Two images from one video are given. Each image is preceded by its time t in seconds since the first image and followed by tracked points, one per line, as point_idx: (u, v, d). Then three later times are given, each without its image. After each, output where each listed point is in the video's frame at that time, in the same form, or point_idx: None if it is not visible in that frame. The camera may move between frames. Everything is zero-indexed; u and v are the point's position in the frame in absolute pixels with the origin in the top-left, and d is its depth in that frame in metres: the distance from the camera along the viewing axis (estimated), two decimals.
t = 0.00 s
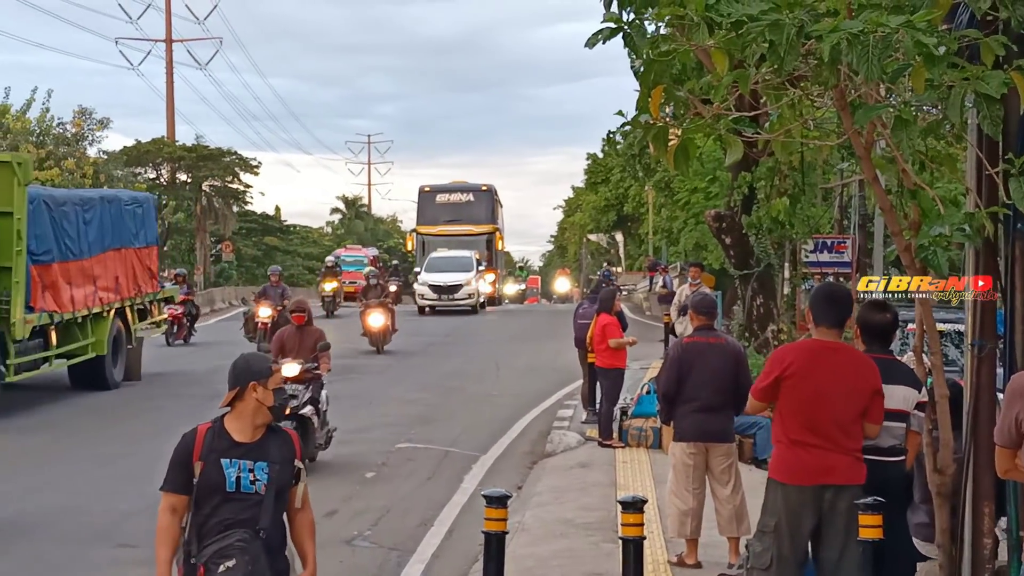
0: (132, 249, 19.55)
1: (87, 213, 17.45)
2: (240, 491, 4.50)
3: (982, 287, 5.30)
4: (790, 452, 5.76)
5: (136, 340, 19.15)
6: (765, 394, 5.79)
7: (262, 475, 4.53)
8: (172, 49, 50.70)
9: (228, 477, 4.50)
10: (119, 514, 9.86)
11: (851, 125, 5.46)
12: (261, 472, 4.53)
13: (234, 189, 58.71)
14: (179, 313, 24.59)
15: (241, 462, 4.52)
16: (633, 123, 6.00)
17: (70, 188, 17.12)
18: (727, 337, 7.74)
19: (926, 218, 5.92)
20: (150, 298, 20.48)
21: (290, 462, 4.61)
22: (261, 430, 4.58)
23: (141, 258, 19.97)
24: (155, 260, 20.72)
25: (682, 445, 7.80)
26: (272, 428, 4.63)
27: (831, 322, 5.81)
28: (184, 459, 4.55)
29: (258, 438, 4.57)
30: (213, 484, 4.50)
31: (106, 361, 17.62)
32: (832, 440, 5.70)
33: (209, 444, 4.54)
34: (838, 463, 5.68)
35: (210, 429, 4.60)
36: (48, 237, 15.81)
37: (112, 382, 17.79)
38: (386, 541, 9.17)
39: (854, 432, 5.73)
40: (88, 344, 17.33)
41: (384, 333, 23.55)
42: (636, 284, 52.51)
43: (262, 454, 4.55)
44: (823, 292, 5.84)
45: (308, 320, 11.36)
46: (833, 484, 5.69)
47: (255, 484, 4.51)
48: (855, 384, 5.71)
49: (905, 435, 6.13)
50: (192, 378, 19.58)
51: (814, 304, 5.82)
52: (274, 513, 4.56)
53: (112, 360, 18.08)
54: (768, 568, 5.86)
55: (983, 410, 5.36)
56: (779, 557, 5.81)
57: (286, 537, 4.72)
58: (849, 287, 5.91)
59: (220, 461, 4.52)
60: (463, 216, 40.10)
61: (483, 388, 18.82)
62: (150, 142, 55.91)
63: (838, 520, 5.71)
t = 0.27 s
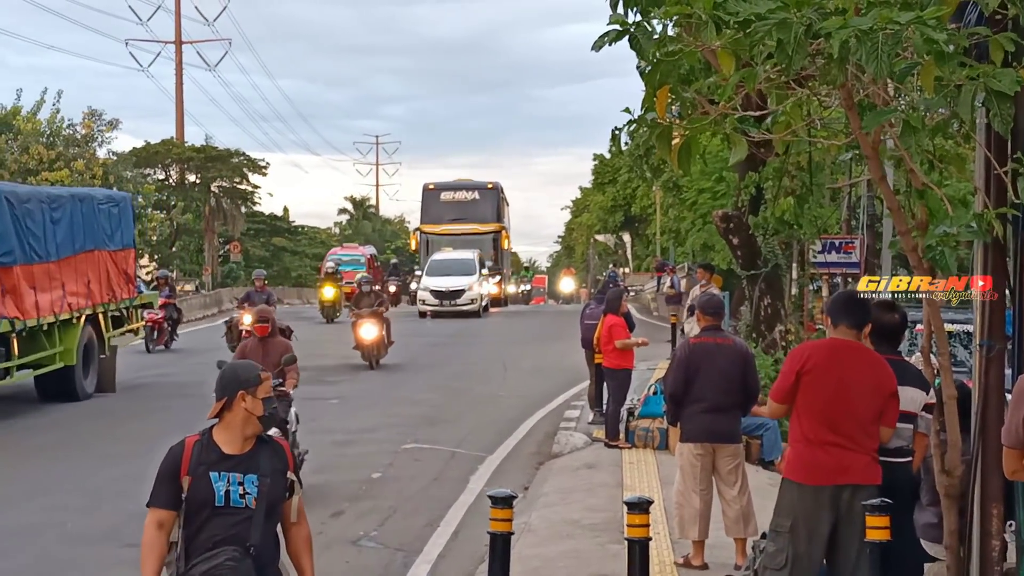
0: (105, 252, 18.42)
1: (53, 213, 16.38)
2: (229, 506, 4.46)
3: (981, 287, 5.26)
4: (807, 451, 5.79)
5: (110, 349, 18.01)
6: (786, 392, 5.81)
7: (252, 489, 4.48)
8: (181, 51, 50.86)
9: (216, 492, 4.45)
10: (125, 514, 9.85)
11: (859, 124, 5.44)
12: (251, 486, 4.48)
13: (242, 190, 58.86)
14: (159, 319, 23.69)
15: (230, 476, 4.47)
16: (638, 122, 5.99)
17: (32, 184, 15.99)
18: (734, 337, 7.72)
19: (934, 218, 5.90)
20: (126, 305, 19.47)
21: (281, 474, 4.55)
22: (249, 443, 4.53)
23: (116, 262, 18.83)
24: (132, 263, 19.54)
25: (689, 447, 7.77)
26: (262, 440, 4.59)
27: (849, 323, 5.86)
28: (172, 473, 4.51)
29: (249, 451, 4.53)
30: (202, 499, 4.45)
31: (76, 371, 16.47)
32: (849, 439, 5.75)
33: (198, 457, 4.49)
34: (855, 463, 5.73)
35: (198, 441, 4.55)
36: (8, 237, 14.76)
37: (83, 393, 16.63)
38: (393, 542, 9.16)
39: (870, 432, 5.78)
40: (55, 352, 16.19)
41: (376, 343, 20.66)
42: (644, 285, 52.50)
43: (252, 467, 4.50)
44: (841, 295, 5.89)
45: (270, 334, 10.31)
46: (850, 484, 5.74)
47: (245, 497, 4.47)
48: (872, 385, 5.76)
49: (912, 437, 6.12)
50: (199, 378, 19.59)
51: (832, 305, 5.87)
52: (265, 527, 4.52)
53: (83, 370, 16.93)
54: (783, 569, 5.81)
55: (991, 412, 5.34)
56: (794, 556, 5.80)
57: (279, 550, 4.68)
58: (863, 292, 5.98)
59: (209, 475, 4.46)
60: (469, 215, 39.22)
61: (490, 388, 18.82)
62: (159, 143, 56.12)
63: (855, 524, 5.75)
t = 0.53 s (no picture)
0: (75, 249, 16.76)
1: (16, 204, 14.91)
2: (220, 507, 4.36)
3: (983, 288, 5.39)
4: (815, 451, 5.84)
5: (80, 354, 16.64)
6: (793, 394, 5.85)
7: (243, 489, 4.38)
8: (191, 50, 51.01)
9: (207, 495, 4.37)
10: (135, 513, 9.88)
11: (867, 124, 5.44)
12: (243, 486, 4.38)
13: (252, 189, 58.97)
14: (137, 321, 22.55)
15: (221, 477, 4.38)
16: (647, 120, 5.99)
17: None
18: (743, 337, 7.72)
19: (942, 217, 5.91)
20: (98, 306, 17.89)
21: (275, 473, 4.45)
22: (240, 442, 4.43)
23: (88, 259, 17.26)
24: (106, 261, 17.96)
25: (698, 445, 7.78)
26: (255, 440, 4.49)
27: (855, 322, 5.90)
28: (163, 476, 4.44)
29: (240, 450, 4.42)
30: (194, 501, 4.37)
31: (40, 378, 15.11)
32: (858, 439, 5.79)
33: (188, 458, 4.41)
34: (862, 463, 5.78)
35: (189, 441, 4.47)
36: None
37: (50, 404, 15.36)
38: (402, 540, 9.18)
39: (877, 431, 5.83)
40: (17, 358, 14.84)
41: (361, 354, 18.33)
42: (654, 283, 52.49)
43: (244, 468, 4.40)
44: (847, 295, 5.93)
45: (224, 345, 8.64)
46: (858, 483, 5.79)
47: (236, 498, 4.37)
48: (881, 385, 5.80)
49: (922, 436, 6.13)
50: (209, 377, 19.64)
51: (839, 305, 5.91)
52: (260, 526, 4.42)
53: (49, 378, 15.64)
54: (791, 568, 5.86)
55: (1000, 411, 5.34)
56: (802, 556, 5.86)
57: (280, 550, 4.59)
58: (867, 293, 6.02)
59: (199, 476, 4.38)
60: (475, 211, 38.19)
61: (499, 387, 18.83)
62: (169, 142, 56.33)
63: (863, 524, 5.81)
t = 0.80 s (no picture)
0: (41, 252, 15.58)
1: None
2: (210, 521, 4.20)
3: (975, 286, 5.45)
4: (818, 455, 5.86)
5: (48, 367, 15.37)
6: (794, 398, 5.86)
7: (234, 501, 4.19)
8: (205, 51, 51.19)
9: (196, 508, 4.19)
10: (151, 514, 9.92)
11: (879, 123, 5.44)
12: (234, 499, 4.20)
13: (267, 190, 59.16)
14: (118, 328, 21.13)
15: (211, 490, 4.20)
16: (662, 120, 6.00)
17: None
18: (757, 336, 7.74)
19: (955, 217, 5.89)
20: (68, 313, 16.64)
21: (270, 484, 4.25)
22: (230, 452, 4.25)
23: (55, 264, 16.09)
24: (78, 265, 16.89)
25: (712, 446, 7.78)
26: (245, 450, 4.29)
27: (854, 322, 5.91)
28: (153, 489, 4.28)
29: (227, 462, 4.24)
30: (183, 513, 4.21)
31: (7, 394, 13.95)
32: (861, 442, 5.80)
33: (176, 470, 4.25)
34: (866, 464, 5.79)
35: (179, 454, 4.31)
36: None
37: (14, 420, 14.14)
38: (416, 541, 9.21)
39: (881, 431, 5.83)
40: None
41: (332, 369, 16.11)
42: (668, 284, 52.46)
43: (235, 479, 4.22)
44: (845, 294, 5.93)
45: (171, 359, 7.48)
46: (862, 484, 5.81)
47: (226, 511, 4.19)
48: (882, 387, 5.80)
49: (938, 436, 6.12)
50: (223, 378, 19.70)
51: (838, 305, 5.90)
52: (254, 542, 4.22)
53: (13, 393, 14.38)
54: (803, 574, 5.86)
55: (1014, 411, 5.33)
56: (814, 562, 5.85)
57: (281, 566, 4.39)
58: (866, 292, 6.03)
59: (187, 489, 4.22)
60: (487, 210, 37.37)
61: (513, 387, 18.86)
62: (183, 144, 56.61)
63: (872, 526, 5.83)
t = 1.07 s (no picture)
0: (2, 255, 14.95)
1: None
2: (187, 531, 4.01)
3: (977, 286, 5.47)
4: (810, 457, 5.87)
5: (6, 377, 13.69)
6: (785, 401, 5.88)
7: (211, 512, 4.01)
8: (219, 52, 51.38)
9: (173, 517, 4.01)
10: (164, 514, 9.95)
11: (893, 124, 5.43)
12: (211, 509, 4.01)
13: (280, 190, 59.34)
14: (94, 334, 18.56)
15: (187, 499, 4.01)
16: (674, 121, 6.01)
17: None
18: (769, 337, 7.72)
19: (968, 218, 5.88)
20: (34, 318, 16.11)
21: (249, 495, 4.04)
22: (208, 460, 4.05)
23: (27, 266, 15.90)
24: (8, 270, 14.91)
25: (724, 446, 7.78)
26: (225, 457, 4.08)
27: (843, 324, 5.91)
28: (129, 494, 4.10)
29: (205, 469, 4.05)
30: (159, 522, 4.02)
31: None
32: (850, 444, 5.80)
33: (152, 476, 4.05)
34: (858, 466, 5.79)
35: (156, 459, 4.11)
36: None
37: None
38: (429, 541, 9.22)
39: (874, 434, 5.82)
40: None
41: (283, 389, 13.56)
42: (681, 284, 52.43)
43: (214, 489, 4.02)
44: (834, 296, 5.94)
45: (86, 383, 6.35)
46: (855, 487, 5.81)
47: (204, 521, 4.00)
48: (870, 386, 5.79)
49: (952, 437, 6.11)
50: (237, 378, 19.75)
51: (825, 306, 5.92)
52: (232, 555, 4.02)
53: None
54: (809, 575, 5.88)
55: None
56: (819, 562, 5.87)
57: None
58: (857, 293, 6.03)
59: (164, 497, 4.03)
60: (498, 209, 36.73)
61: (526, 388, 18.88)
62: (197, 144, 56.82)
63: (862, 522, 5.81)
